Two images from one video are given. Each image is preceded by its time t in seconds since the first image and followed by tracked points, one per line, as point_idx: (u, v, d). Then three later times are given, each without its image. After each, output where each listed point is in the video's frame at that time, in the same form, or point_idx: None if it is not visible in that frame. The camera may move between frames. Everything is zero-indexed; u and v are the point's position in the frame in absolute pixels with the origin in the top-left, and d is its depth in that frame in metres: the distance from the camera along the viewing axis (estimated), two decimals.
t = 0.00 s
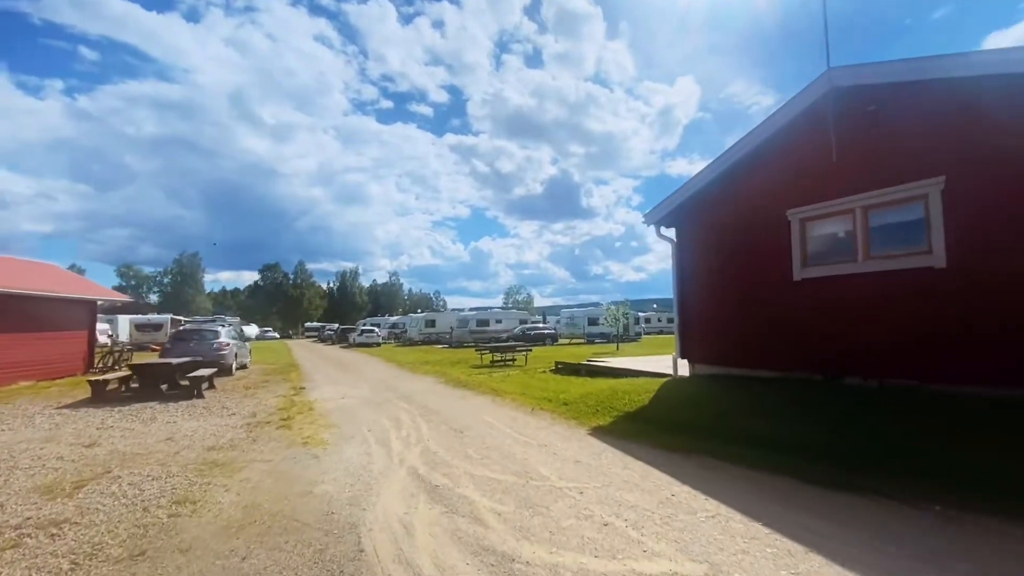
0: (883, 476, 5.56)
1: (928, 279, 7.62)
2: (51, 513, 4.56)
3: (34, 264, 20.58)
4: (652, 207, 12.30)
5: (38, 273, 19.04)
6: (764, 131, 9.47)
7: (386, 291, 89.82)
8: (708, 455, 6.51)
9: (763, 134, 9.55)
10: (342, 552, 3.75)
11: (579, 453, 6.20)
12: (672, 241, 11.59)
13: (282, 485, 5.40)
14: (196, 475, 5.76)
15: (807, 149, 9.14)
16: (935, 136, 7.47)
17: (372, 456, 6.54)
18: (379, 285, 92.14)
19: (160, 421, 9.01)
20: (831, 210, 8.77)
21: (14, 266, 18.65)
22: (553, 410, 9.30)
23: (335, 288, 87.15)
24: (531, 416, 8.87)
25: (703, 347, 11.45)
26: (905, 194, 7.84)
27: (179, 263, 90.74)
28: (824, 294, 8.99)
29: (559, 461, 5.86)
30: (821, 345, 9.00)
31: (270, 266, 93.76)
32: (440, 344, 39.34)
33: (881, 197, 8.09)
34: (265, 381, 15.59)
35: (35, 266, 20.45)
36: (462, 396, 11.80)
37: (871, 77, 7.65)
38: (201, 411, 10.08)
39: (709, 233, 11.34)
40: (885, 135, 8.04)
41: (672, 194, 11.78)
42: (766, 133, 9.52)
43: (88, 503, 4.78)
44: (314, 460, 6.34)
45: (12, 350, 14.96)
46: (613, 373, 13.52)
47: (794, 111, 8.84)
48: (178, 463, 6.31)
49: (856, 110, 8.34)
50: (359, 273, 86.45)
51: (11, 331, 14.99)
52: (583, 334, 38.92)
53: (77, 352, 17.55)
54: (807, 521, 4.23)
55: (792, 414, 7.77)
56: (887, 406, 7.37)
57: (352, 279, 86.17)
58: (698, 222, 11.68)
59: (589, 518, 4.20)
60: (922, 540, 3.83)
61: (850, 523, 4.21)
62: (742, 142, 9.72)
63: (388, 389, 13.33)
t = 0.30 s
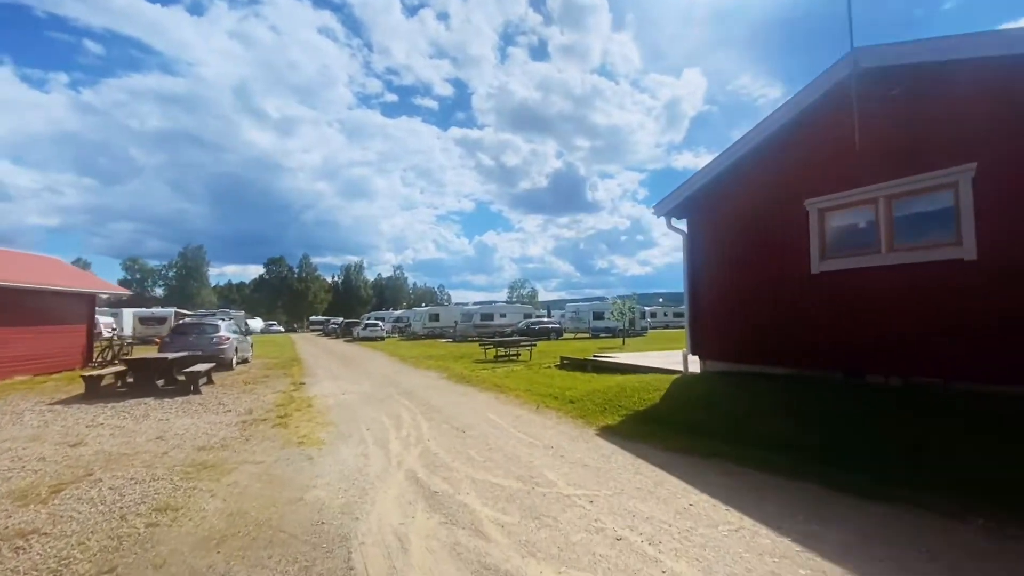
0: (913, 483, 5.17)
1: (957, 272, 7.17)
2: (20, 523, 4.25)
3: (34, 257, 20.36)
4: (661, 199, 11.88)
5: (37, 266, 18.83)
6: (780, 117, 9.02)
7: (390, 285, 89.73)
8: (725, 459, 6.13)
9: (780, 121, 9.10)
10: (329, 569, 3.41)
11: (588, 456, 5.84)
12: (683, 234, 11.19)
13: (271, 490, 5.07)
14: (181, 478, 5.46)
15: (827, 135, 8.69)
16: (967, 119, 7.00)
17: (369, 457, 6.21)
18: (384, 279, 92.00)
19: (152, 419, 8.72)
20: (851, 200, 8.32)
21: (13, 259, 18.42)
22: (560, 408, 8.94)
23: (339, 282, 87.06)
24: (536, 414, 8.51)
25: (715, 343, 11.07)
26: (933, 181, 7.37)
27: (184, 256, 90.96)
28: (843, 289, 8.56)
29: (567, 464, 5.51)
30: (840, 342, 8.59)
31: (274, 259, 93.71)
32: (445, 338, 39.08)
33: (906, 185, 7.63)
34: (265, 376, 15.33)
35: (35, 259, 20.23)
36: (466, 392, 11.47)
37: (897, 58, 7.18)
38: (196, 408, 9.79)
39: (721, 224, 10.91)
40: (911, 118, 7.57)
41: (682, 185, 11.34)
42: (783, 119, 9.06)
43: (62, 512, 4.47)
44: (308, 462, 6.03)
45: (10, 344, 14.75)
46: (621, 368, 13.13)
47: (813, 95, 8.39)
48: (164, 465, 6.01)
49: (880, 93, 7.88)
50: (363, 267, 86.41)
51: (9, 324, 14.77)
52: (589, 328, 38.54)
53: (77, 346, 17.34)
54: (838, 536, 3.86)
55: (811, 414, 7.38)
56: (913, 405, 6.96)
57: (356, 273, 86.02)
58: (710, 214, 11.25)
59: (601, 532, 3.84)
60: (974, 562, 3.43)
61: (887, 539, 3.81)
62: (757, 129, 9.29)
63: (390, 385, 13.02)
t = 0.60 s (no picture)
0: (946, 487, 4.79)
1: (986, 261, 6.76)
2: None
3: (27, 247, 19.97)
4: (670, 187, 11.47)
5: (30, 255, 18.44)
6: (798, 99, 8.60)
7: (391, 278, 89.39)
8: (742, 458, 5.77)
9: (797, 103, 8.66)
10: None
11: (597, 456, 5.48)
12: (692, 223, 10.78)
13: (258, 492, 4.74)
14: (164, 479, 5.13)
15: (848, 118, 8.26)
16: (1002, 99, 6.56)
17: (364, 455, 5.87)
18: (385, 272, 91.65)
19: (140, 413, 8.39)
20: (873, 186, 7.90)
21: (5, 248, 18.01)
22: (565, 404, 8.58)
23: (340, 274, 86.77)
24: (540, 410, 8.16)
25: (725, 336, 10.71)
26: (962, 165, 6.94)
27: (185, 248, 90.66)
28: (862, 280, 8.16)
29: (574, 465, 5.16)
30: (859, 336, 8.19)
31: (275, 251, 93.33)
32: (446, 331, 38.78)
33: (932, 169, 7.21)
34: (262, 369, 15.01)
35: (29, 249, 19.84)
36: (466, 386, 11.14)
37: (926, 33, 6.75)
38: (188, 402, 9.47)
39: (733, 213, 10.51)
40: (940, 99, 7.13)
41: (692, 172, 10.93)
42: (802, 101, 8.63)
43: (29, 519, 4.15)
44: (300, 460, 5.68)
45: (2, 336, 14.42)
46: (627, 362, 12.77)
47: (834, 75, 7.96)
48: (147, 464, 5.68)
49: (906, 72, 7.44)
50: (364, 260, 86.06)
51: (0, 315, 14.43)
52: (591, 321, 38.18)
53: (71, 337, 17.01)
54: (876, 546, 3.49)
55: (831, 411, 7.00)
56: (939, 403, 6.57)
57: (357, 266, 85.71)
58: (721, 202, 10.84)
59: (615, 542, 3.49)
60: None
61: (931, 549, 3.44)
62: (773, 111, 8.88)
63: (389, 378, 12.69)
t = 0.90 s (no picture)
0: (984, 494, 4.45)
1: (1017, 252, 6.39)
2: None
3: (16, 235, 19.43)
4: (677, 174, 11.05)
5: (18, 243, 17.91)
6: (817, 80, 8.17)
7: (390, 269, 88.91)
8: (761, 457, 5.42)
9: (815, 84, 8.25)
10: None
11: (606, 458, 5.15)
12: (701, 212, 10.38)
13: (242, 496, 4.39)
14: (141, 482, 4.77)
15: (869, 100, 7.85)
16: None
17: (358, 455, 5.52)
18: (383, 263, 91.16)
19: (126, 407, 8.03)
20: (895, 172, 7.51)
21: None
22: (569, 399, 8.25)
23: (338, 265, 86.27)
24: (543, 406, 7.82)
25: (733, 329, 10.36)
26: (992, 150, 6.55)
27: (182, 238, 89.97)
28: (882, 271, 7.79)
29: (583, 469, 4.81)
30: (877, 330, 7.84)
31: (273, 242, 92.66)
32: (445, 323, 38.45)
33: (960, 155, 6.81)
34: (257, 361, 14.66)
35: (17, 237, 19.32)
36: (466, 380, 10.81)
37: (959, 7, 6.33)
38: (177, 396, 9.11)
39: (744, 201, 10.12)
40: (970, 79, 6.74)
41: (701, 159, 10.51)
42: (820, 82, 8.21)
43: None
44: (289, 461, 5.34)
45: None
46: (631, 356, 12.44)
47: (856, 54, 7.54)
48: (126, 464, 5.33)
49: (934, 51, 7.03)
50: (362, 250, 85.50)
51: None
52: (591, 313, 37.88)
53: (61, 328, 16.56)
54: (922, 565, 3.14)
55: (850, 408, 6.66)
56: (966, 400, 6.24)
57: (355, 257, 85.20)
58: (731, 190, 10.44)
59: (633, 560, 3.14)
60: None
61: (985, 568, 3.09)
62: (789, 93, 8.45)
63: (386, 371, 12.35)
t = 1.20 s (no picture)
0: None
1: None
2: None
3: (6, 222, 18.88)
4: (688, 162, 10.63)
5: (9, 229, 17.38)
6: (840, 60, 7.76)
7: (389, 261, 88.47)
8: (780, 460, 5.09)
9: (837, 65, 7.85)
10: None
11: (615, 461, 4.81)
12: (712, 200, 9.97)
13: (222, 502, 4.04)
14: (114, 484, 4.41)
15: (894, 82, 7.46)
16: None
17: (350, 456, 5.18)
18: (383, 254, 90.68)
19: (110, 401, 7.66)
20: (921, 158, 7.12)
21: None
22: (573, 395, 7.91)
23: (337, 256, 85.76)
24: (546, 402, 7.48)
25: (744, 322, 10.01)
26: None
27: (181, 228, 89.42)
28: (904, 262, 7.42)
29: (591, 474, 4.47)
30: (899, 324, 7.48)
31: (272, 233, 92.01)
32: (444, 315, 38.10)
33: (993, 139, 6.42)
34: (252, 353, 14.29)
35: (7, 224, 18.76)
36: (466, 374, 10.46)
37: None
38: (166, 389, 8.74)
39: (757, 189, 9.73)
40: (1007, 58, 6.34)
41: (712, 146, 10.10)
42: (843, 63, 7.81)
43: None
44: (275, 462, 4.98)
45: None
46: (636, 350, 12.10)
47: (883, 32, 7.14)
48: (101, 463, 4.97)
49: (967, 27, 6.63)
50: (362, 242, 85.00)
51: None
52: (591, 306, 37.54)
53: (53, 317, 16.08)
54: None
55: (872, 407, 6.33)
56: (996, 398, 5.90)
57: (355, 248, 84.69)
58: (744, 178, 10.03)
59: None
60: None
61: None
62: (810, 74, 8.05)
63: (384, 364, 12.00)
